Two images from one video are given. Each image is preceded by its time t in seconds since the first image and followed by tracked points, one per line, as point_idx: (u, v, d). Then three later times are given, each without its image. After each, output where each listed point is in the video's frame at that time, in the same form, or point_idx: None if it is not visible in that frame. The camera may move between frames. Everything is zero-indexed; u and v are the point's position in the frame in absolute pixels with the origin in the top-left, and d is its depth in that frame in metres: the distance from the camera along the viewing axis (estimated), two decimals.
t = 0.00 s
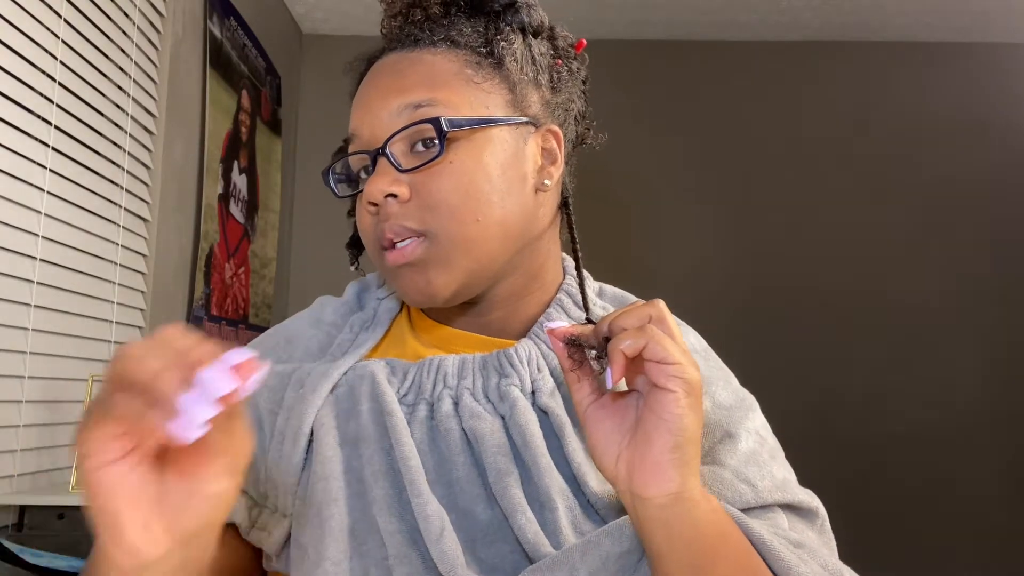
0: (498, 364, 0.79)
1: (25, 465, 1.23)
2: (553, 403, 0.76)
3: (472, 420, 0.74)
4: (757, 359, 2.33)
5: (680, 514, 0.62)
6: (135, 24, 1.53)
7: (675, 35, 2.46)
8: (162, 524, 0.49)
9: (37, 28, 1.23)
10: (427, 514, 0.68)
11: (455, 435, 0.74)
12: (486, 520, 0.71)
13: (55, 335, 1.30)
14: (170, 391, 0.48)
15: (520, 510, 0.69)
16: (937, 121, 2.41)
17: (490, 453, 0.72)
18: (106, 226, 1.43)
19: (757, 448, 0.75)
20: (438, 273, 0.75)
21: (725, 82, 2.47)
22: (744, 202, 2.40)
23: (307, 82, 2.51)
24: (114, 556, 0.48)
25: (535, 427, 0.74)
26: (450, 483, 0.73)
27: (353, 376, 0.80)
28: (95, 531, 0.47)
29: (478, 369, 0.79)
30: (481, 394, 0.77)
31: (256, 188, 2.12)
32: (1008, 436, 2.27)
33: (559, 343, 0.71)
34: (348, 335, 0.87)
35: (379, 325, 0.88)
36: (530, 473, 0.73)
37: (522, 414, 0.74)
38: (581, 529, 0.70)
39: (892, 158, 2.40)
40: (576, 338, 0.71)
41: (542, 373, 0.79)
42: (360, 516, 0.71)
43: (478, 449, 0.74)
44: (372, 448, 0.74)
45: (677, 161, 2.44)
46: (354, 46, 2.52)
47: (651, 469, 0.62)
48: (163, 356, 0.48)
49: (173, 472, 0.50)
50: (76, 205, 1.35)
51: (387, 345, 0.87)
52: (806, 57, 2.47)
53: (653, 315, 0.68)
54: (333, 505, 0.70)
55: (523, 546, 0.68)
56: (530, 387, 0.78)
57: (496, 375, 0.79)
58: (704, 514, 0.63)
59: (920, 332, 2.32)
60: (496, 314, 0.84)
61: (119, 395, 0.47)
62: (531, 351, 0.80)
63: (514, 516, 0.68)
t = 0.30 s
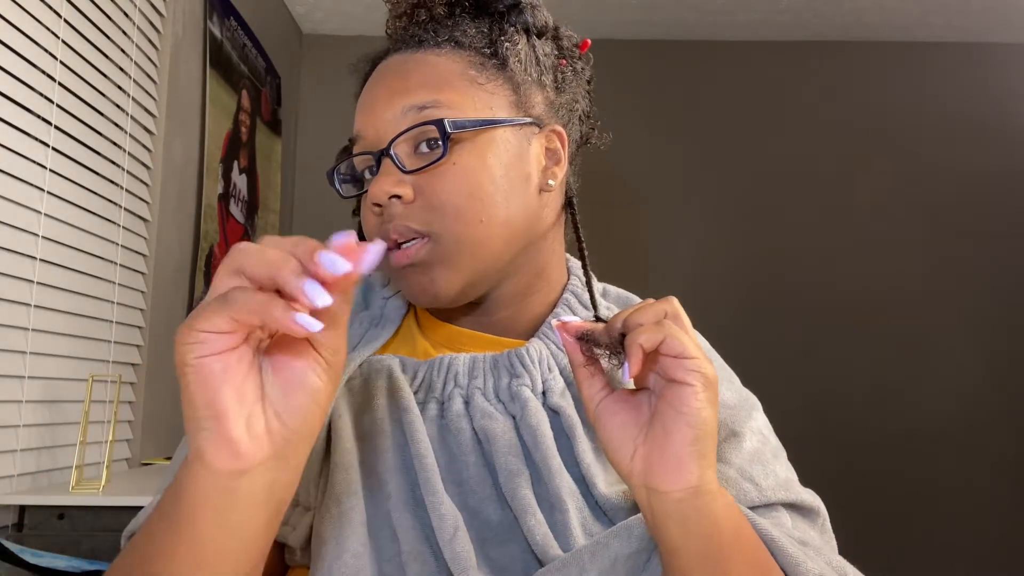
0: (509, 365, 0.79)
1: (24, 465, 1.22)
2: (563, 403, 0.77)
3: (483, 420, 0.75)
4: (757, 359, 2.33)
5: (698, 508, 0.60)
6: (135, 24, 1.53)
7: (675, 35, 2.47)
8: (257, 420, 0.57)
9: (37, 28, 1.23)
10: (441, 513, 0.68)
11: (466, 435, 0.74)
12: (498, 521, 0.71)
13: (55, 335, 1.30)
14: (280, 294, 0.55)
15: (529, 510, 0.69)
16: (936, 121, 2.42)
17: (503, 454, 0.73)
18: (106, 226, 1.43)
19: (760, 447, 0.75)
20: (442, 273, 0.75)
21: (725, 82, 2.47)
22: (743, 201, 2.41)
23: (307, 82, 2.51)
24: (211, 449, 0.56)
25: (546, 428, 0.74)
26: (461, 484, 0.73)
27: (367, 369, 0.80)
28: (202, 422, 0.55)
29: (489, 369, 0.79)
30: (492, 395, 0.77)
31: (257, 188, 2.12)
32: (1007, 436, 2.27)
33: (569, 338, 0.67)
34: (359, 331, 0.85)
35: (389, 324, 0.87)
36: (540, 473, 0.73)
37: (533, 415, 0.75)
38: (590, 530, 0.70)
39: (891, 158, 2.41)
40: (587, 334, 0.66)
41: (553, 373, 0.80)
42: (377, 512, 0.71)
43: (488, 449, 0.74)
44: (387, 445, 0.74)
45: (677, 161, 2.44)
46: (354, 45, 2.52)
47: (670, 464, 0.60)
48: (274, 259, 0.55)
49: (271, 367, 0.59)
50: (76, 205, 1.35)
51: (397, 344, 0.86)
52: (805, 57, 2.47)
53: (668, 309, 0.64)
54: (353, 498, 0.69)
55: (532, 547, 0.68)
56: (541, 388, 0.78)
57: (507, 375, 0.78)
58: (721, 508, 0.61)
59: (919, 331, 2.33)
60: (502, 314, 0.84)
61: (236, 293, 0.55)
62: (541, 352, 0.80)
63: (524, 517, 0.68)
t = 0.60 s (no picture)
0: (505, 366, 0.77)
1: (25, 465, 1.22)
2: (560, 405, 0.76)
3: (479, 423, 0.75)
4: (757, 358, 2.33)
5: (671, 543, 0.57)
6: (135, 24, 1.53)
7: (675, 34, 2.46)
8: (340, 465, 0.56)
9: (37, 28, 1.23)
10: (433, 517, 0.68)
11: (461, 438, 0.75)
12: (495, 523, 0.70)
13: (55, 335, 1.30)
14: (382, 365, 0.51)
15: (524, 514, 0.69)
16: (937, 121, 2.42)
17: (499, 456, 0.72)
18: (106, 226, 1.43)
19: (761, 451, 0.72)
20: (430, 273, 0.70)
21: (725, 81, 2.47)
22: (744, 202, 2.40)
23: (307, 82, 2.51)
24: (294, 493, 0.55)
25: (541, 431, 0.74)
26: (458, 487, 0.73)
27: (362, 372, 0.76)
28: (286, 471, 0.54)
29: (484, 371, 0.77)
30: (488, 397, 0.77)
31: (257, 188, 2.12)
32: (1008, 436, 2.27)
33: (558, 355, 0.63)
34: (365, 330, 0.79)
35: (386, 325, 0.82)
36: (535, 476, 0.72)
37: (528, 418, 0.74)
38: (586, 535, 0.69)
39: (892, 158, 2.40)
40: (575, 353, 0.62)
41: (550, 374, 0.78)
42: (373, 515, 0.71)
43: (483, 452, 0.74)
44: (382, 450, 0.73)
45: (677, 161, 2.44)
46: (354, 45, 2.52)
47: (643, 498, 0.57)
48: (376, 333, 0.51)
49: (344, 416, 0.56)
50: (76, 205, 1.35)
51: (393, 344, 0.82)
52: (805, 57, 2.46)
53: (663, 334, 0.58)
54: (346, 502, 0.69)
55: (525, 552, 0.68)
56: (537, 389, 0.77)
57: (503, 377, 0.77)
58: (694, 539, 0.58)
59: (919, 331, 2.33)
60: (498, 318, 0.80)
61: (341, 373, 0.51)
62: (538, 352, 0.78)
63: (517, 521, 0.68)
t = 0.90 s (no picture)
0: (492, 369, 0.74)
1: (24, 465, 1.22)
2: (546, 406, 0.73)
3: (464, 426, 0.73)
4: (757, 358, 2.33)
5: None
6: (135, 24, 1.53)
7: (676, 34, 2.46)
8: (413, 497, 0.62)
9: (37, 28, 1.24)
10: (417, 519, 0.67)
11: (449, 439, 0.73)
12: (482, 527, 0.70)
13: (56, 335, 1.30)
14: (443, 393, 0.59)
15: (507, 520, 0.67)
16: (937, 121, 2.41)
17: (482, 459, 0.71)
18: (106, 226, 1.43)
19: (753, 451, 0.69)
20: (357, 275, 0.72)
21: (726, 81, 2.46)
22: (744, 202, 2.40)
23: (307, 82, 2.52)
24: (376, 524, 0.59)
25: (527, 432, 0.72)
26: (445, 490, 0.71)
27: (353, 377, 0.74)
28: (372, 501, 0.59)
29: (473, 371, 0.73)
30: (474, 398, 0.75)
31: (256, 188, 2.12)
32: (1008, 436, 2.27)
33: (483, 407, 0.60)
34: (347, 339, 0.80)
35: (372, 329, 0.80)
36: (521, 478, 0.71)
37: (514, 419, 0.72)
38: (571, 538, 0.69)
39: (892, 157, 2.40)
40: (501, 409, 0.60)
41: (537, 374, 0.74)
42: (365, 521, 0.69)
43: (471, 454, 0.73)
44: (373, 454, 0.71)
45: (677, 161, 2.43)
46: (354, 45, 2.52)
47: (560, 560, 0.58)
48: (440, 366, 0.59)
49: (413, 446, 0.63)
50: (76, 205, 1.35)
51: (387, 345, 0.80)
52: (806, 56, 2.46)
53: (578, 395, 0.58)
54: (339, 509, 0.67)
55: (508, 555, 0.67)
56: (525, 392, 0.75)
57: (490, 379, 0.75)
58: None
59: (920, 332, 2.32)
60: (470, 315, 0.77)
61: (408, 392, 0.57)
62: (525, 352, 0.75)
63: (500, 525, 0.67)
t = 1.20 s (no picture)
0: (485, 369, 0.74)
1: (25, 465, 1.22)
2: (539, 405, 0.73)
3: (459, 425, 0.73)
4: (757, 359, 2.33)
5: None
6: (135, 24, 1.53)
7: (676, 35, 2.46)
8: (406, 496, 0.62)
9: (37, 28, 1.24)
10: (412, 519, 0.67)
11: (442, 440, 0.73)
12: (474, 525, 0.70)
13: (56, 335, 1.30)
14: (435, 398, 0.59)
15: (500, 518, 0.68)
16: (938, 121, 2.41)
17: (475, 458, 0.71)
18: (106, 226, 1.43)
19: (747, 449, 0.69)
20: (344, 277, 0.72)
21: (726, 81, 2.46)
22: (744, 202, 2.40)
23: (307, 82, 2.52)
24: (367, 521, 0.59)
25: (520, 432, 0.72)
26: (440, 488, 0.71)
27: (349, 376, 0.74)
28: (361, 500, 0.59)
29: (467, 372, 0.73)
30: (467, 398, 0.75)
31: (256, 188, 2.12)
32: (1008, 435, 2.27)
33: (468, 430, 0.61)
34: (343, 340, 0.80)
35: (370, 329, 0.80)
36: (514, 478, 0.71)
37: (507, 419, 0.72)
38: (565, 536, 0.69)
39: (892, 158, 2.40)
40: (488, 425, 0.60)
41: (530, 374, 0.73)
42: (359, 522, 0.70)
43: (465, 455, 0.72)
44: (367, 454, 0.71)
45: (677, 161, 2.43)
46: (354, 45, 2.52)
47: (572, 556, 0.57)
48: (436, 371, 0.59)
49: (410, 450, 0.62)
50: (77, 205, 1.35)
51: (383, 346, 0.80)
52: (806, 56, 2.46)
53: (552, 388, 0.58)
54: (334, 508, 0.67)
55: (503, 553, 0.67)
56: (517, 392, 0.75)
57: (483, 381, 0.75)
58: None
59: (920, 332, 2.32)
60: (460, 314, 0.77)
61: (412, 397, 0.57)
62: (517, 351, 0.74)
63: (495, 524, 0.67)
